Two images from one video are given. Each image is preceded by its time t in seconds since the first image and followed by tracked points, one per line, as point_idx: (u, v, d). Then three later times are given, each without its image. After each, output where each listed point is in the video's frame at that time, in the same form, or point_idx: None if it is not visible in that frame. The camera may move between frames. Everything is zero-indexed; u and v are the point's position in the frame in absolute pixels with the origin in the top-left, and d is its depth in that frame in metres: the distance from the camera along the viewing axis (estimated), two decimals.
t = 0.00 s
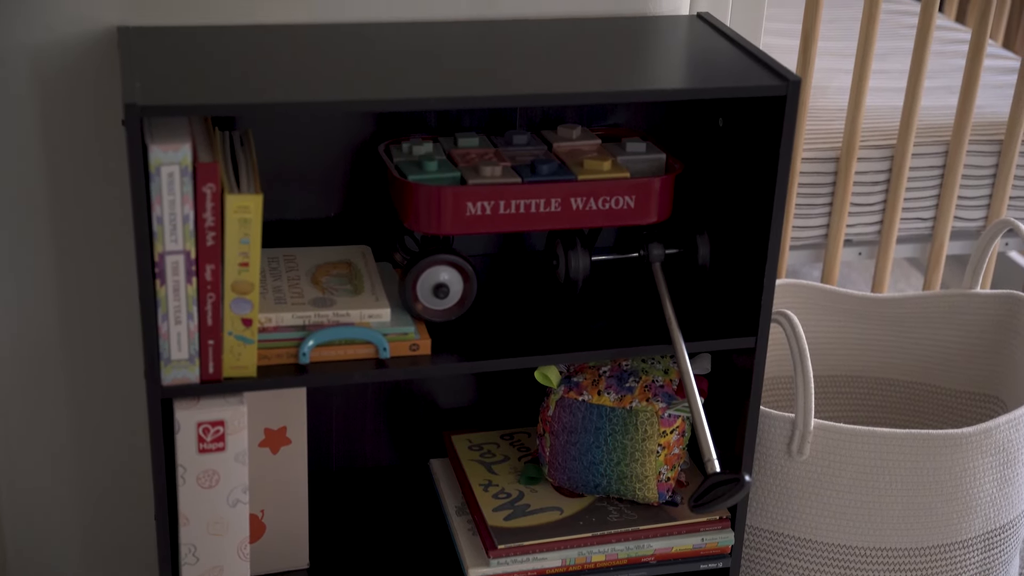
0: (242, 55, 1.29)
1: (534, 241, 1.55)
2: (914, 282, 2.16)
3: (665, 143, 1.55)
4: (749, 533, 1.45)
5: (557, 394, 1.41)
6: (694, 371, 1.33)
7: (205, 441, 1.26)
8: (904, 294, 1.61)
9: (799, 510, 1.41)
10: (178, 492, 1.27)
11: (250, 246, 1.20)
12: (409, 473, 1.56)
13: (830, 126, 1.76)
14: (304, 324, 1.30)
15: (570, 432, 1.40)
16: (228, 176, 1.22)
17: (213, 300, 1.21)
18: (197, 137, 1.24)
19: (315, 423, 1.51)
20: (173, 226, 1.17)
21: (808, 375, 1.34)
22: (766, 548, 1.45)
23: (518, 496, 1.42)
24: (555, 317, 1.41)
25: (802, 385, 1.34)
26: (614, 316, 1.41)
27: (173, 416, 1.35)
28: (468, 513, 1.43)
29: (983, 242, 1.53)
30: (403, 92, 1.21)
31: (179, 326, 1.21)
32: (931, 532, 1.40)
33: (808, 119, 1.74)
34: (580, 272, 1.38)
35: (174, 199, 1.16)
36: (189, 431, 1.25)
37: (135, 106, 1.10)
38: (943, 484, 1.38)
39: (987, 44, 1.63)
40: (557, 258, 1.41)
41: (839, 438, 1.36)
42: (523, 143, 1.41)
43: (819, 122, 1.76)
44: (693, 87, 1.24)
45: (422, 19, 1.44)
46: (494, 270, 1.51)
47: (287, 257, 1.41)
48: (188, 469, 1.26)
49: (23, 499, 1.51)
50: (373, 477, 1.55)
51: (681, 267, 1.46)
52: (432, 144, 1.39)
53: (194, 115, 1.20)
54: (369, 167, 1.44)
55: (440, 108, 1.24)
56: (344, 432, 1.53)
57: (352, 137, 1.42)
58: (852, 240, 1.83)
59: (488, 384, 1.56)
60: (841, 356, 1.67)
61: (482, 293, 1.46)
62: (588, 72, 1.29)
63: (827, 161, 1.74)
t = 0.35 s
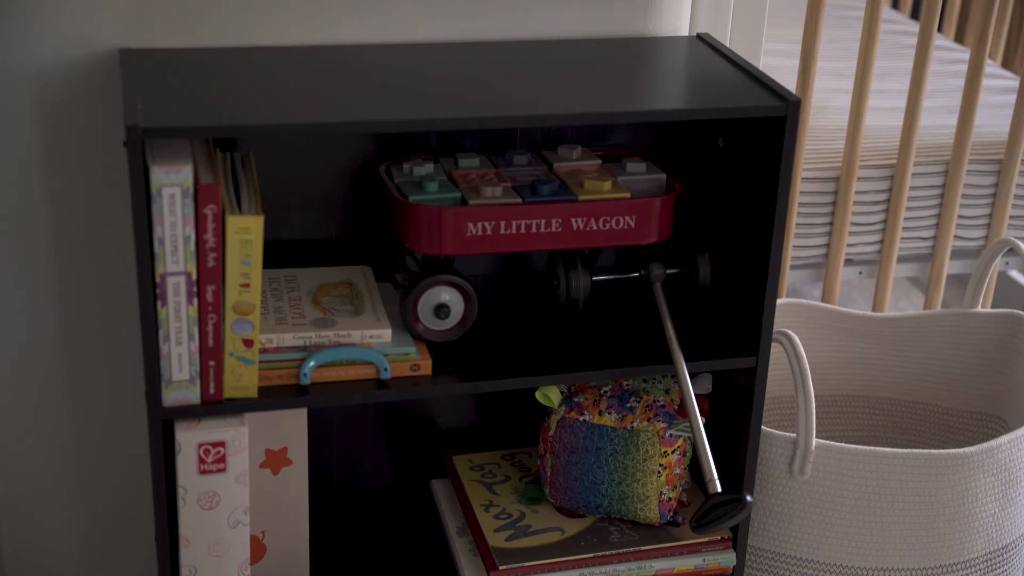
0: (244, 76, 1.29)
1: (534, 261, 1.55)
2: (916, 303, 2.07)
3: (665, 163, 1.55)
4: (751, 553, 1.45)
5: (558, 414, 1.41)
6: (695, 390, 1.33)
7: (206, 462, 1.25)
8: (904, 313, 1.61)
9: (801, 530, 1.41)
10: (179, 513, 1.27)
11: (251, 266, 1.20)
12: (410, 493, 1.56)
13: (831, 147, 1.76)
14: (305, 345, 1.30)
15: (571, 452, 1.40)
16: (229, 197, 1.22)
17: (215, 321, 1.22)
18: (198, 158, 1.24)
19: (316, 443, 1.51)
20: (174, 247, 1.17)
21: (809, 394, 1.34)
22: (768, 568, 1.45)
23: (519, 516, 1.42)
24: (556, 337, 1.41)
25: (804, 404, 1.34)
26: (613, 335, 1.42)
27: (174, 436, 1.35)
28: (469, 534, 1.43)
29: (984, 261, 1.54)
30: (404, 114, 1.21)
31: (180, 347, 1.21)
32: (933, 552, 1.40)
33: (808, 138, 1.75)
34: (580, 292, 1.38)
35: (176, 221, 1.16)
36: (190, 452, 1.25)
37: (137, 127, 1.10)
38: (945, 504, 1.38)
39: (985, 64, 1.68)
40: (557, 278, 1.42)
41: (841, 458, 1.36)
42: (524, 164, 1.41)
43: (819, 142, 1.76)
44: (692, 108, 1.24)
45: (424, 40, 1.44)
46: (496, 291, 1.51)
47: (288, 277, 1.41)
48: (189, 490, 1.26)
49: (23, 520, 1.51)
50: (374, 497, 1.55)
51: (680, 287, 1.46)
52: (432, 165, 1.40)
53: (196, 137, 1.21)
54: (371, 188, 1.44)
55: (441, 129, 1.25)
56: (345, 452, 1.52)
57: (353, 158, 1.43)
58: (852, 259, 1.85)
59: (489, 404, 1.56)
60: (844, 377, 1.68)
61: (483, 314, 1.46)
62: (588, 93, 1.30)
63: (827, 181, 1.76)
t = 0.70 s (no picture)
0: (246, 98, 1.30)
1: (534, 280, 1.56)
2: (916, 320, 2.08)
3: (666, 183, 1.56)
4: (753, 572, 1.45)
5: (559, 434, 1.41)
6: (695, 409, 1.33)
7: (207, 482, 1.25)
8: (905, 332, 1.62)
9: (803, 550, 1.41)
10: (180, 534, 1.27)
11: (252, 287, 1.21)
12: (411, 514, 1.56)
13: (831, 165, 1.79)
14: (306, 365, 1.30)
15: (572, 472, 1.39)
16: (230, 218, 1.22)
17: (215, 341, 1.22)
18: (199, 179, 1.25)
19: (316, 463, 1.51)
20: (175, 267, 1.17)
21: (810, 413, 1.34)
22: None
23: (520, 536, 1.42)
24: (557, 357, 1.41)
25: (805, 423, 1.33)
26: (614, 355, 1.42)
27: (175, 457, 1.35)
28: (470, 554, 1.43)
29: (984, 280, 1.55)
30: (406, 134, 1.22)
31: (181, 368, 1.21)
32: (935, 571, 1.40)
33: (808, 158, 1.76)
34: (581, 311, 1.38)
35: (176, 242, 1.16)
36: (190, 472, 1.25)
37: (139, 149, 1.10)
38: (947, 523, 1.37)
39: (985, 87, 1.72)
40: (558, 297, 1.42)
41: (842, 477, 1.36)
42: (524, 184, 1.42)
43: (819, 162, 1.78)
44: (693, 127, 1.25)
45: (425, 61, 1.45)
46: (496, 310, 1.51)
47: (289, 297, 1.41)
48: (190, 511, 1.26)
49: (23, 542, 1.50)
50: (375, 517, 1.55)
51: (681, 306, 1.46)
52: (433, 185, 1.40)
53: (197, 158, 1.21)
54: (371, 208, 1.45)
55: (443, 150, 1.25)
56: (346, 472, 1.52)
57: (354, 178, 1.43)
58: (852, 278, 1.87)
59: (490, 423, 1.56)
60: (843, 396, 1.68)
61: (483, 334, 1.46)
62: (588, 113, 1.30)
63: (827, 201, 1.79)
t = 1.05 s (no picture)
0: (248, 122, 1.30)
1: (534, 304, 1.56)
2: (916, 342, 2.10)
3: (665, 206, 1.56)
4: None
5: (559, 457, 1.41)
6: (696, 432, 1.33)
7: (206, 506, 1.25)
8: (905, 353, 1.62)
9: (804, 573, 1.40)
10: (180, 558, 1.27)
11: (253, 311, 1.21)
12: (411, 537, 1.55)
13: (830, 187, 1.80)
14: (306, 389, 1.30)
15: (572, 495, 1.39)
16: (230, 242, 1.23)
17: (216, 365, 1.22)
18: (200, 204, 1.25)
19: (316, 487, 1.51)
20: (175, 292, 1.17)
21: (811, 435, 1.34)
22: None
23: (521, 560, 1.42)
24: (557, 380, 1.41)
25: (805, 446, 1.33)
26: (614, 378, 1.42)
27: (175, 481, 1.35)
28: None
29: (984, 301, 1.54)
30: (406, 158, 1.22)
31: (181, 392, 1.21)
32: None
33: (808, 181, 1.78)
34: (581, 334, 1.38)
35: (177, 266, 1.17)
36: (190, 497, 1.25)
37: (140, 174, 1.10)
38: (949, 547, 1.37)
39: (983, 107, 1.71)
40: (558, 320, 1.42)
41: (843, 499, 1.36)
42: (524, 207, 1.42)
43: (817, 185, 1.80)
44: (694, 150, 1.25)
45: (424, 84, 1.45)
46: (496, 333, 1.52)
47: (289, 321, 1.41)
48: (190, 535, 1.26)
49: (23, 565, 1.50)
50: (375, 540, 1.54)
51: (681, 328, 1.46)
52: (433, 209, 1.40)
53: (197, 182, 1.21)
54: (371, 232, 1.45)
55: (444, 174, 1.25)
56: (345, 495, 1.52)
57: (354, 202, 1.43)
58: (852, 300, 1.89)
59: (490, 446, 1.56)
60: (843, 419, 1.68)
61: (484, 357, 1.46)
62: (588, 136, 1.30)
63: (828, 224, 1.80)
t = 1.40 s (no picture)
0: (249, 148, 1.31)
1: (534, 330, 1.56)
2: (917, 368, 2.13)
3: (664, 233, 1.56)
4: None
5: (559, 483, 1.41)
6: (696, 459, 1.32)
7: (206, 534, 1.25)
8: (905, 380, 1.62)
9: None
10: None
11: (252, 338, 1.21)
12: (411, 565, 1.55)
13: (828, 213, 1.83)
14: (306, 416, 1.30)
15: (572, 522, 1.39)
16: (230, 269, 1.23)
17: (216, 393, 1.22)
18: (200, 231, 1.25)
19: (316, 515, 1.51)
20: (175, 319, 1.17)
21: (811, 460, 1.34)
22: None
23: None
24: (557, 406, 1.41)
25: (805, 472, 1.33)
26: (614, 404, 1.42)
27: (174, 509, 1.35)
28: None
29: (984, 327, 1.54)
30: (405, 186, 1.22)
31: (181, 420, 1.21)
32: None
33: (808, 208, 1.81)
34: (581, 361, 1.38)
35: (177, 293, 1.17)
36: (190, 525, 1.25)
37: (140, 202, 1.11)
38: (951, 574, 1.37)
39: (982, 129, 1.72)
40: (558, 347, 1.42)
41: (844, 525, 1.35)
42: (523, 234, 1.42)
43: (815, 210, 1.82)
44: (693, 177, 1.25)
45: (424, 112, 1.46)
46: (496, 360, 1.52)
47: (289, 348, 1.41)
48: (189, 563, 1.26)
49: None
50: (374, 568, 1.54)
51: (681, 354, 1.46)
52: (433, 235, 1.40)
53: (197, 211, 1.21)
54: (371, 259, 1.45)
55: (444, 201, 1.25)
56: (345, 523, 1.52)
57: (353, 229, 1.44)
58: (852, 326, 1.90)
59: (490, 473, 1.56)
60: (842, 444, 1.68)
61: (484, 383, 1.46)
62: (587, 163, 1.31)
63: (827, 249, 1.82)
